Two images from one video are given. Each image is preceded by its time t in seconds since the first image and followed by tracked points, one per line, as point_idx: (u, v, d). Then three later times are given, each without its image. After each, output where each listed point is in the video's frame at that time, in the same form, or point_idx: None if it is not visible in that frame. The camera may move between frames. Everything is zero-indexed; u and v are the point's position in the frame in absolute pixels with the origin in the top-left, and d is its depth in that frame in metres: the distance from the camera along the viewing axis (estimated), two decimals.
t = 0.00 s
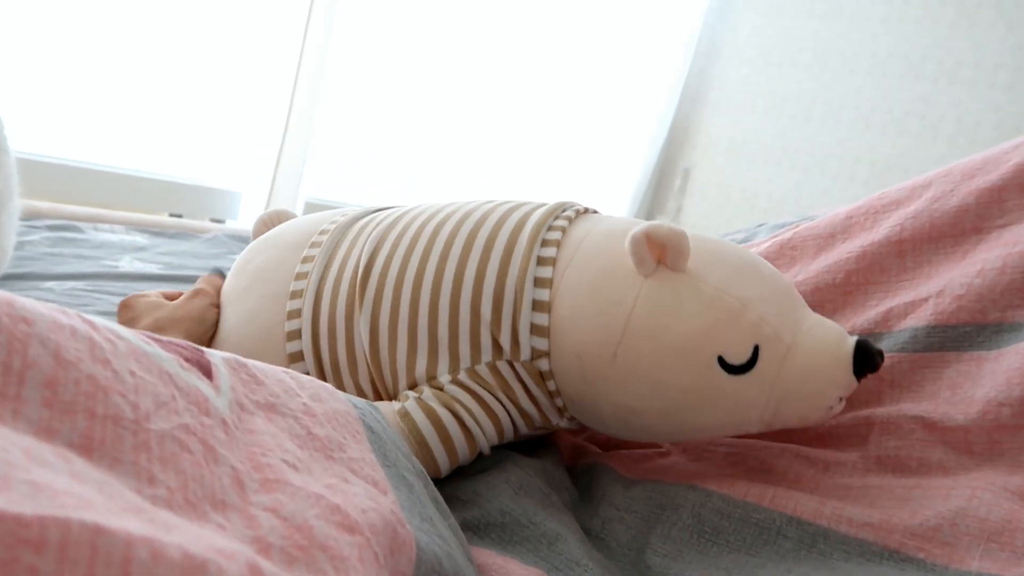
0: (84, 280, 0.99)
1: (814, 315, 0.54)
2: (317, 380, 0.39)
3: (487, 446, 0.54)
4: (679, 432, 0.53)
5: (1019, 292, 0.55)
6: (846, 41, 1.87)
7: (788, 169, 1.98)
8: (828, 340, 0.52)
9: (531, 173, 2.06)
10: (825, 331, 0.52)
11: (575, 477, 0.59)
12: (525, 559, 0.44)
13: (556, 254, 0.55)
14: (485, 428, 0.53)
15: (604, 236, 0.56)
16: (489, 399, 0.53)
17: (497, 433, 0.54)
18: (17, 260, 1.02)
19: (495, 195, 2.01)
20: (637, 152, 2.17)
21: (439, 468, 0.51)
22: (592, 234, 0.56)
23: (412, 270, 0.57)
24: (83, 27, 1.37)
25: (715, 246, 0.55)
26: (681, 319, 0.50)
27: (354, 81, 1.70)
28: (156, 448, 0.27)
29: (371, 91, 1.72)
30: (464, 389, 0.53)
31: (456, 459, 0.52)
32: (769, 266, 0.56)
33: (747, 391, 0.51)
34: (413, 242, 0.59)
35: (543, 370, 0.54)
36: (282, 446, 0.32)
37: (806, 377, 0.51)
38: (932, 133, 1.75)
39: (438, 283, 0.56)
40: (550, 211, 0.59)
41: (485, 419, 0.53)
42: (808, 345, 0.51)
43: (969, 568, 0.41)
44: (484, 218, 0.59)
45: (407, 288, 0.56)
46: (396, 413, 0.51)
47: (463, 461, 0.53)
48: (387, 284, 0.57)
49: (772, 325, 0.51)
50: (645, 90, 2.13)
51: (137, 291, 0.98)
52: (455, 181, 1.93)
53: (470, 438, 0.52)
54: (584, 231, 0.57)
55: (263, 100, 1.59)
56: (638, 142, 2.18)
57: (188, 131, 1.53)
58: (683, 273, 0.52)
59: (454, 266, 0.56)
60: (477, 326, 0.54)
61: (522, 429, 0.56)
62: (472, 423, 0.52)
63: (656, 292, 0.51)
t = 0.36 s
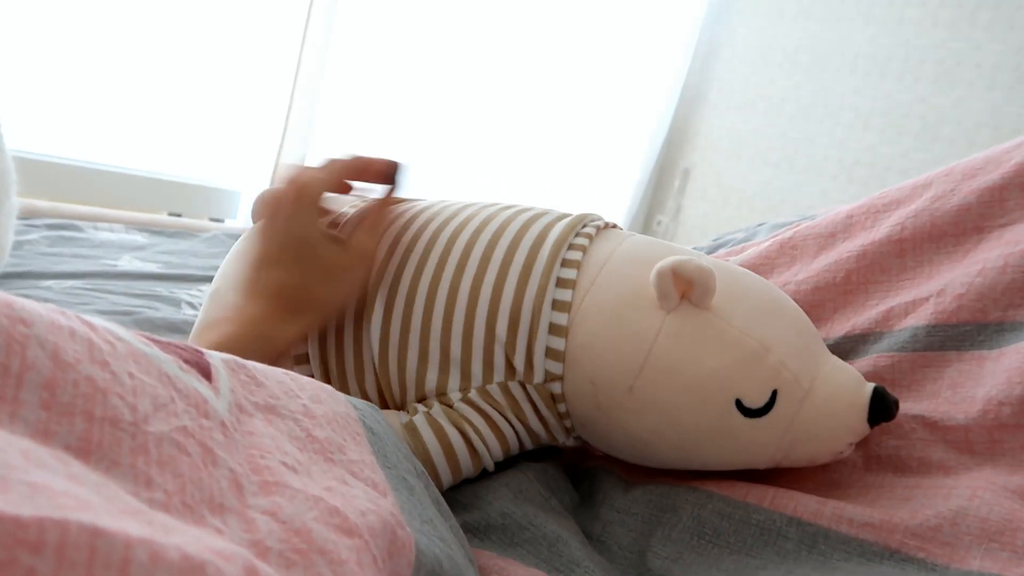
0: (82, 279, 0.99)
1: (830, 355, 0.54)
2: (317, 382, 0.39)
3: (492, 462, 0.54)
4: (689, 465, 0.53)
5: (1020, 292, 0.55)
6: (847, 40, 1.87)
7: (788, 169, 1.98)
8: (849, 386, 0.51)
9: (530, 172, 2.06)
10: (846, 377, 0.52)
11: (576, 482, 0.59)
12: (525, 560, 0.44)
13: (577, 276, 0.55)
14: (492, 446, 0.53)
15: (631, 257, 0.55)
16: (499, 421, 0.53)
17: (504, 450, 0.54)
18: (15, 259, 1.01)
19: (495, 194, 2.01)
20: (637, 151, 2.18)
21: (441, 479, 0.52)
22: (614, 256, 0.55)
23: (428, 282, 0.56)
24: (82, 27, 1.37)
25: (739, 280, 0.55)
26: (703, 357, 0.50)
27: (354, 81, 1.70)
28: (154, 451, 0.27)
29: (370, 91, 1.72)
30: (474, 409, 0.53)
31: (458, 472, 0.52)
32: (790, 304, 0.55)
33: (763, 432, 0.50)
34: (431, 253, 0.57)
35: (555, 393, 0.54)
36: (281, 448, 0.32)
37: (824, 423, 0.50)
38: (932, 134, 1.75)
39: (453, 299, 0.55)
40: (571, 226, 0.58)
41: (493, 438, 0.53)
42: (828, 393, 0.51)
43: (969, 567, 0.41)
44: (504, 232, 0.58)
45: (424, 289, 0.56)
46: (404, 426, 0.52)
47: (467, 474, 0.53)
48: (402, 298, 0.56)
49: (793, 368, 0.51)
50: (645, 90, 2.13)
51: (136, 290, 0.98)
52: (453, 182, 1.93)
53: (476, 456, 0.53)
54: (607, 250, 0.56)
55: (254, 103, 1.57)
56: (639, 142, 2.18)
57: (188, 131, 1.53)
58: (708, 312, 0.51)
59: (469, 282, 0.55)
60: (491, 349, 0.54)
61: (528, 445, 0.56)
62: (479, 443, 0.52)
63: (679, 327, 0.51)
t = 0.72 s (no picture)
0: (82, 275, 0.99)
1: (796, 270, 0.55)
2: (317, 373, 0.39)
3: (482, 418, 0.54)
4: (671, 388, 0.52)
5: (1020, 287, 0.55)
6: (847, 38, 1.86)
7: (787, 168, 1.98)
8: (812, 286, 0.52)
9: (530, 171, 2.06)
10: (808, 279, 0.53)
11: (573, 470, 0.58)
12: (524, 551, 0.44)
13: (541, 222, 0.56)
14: (479, 395, 0.53)
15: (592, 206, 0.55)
16: (484, 368, 0.53)
17: (493, 405, 0.54)
18: (15, 254, 1.01)
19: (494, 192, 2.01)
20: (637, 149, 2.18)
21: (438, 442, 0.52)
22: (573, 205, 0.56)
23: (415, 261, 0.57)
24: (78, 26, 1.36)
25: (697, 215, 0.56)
26: (664, 270, 0.50)
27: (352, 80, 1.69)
28: (154, 443, 0.27)
29: (367, 90, 1.72)
30: (456, 357, 0.53)
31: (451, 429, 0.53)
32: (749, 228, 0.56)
33: (733, 336, 0.50)
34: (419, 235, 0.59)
35: (532, 334, 0.53)
36: (281, 440, 0.32)
37: (793, 320, 0.51)
38: (931, 131, 1.72)
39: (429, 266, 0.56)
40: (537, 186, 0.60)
41: (478, 385, 0.53)
42: (788, 298, 0.52)
43: (968, 563, 0.41)
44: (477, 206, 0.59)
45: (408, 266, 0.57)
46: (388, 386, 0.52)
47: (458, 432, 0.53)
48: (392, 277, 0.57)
49: (754, 273, 0.51)
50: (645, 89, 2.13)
51: (137, 286, 0.98)
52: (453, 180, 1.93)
53: (464, 407, 0.53)
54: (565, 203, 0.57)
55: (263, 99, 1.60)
56: (638, 140, 2.18)
57: (187, 130, 1.53)
58: (663, 229, 0.52)
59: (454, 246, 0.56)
60: (466, 299, 0.54)
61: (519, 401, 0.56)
62: (464, 388, 0.52)
63: (639, 248, 0.51)
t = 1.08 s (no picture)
0: (81, 273, 0.99)
1: (837, 371, 0.53)
2: (319, 376, 0.39)
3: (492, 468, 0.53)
4: (688, 479, 0.52)
5: (1020, 285, 0.55)
6: (845, 37, 1.86)
7: (787, 166, 1.98)
8: (852, 399, 0.51)
9: (530, 170, 2.06)
10: (848, 390, 0.51)
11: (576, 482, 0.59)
12: (524, 555, 0.44)
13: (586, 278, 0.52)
14: (493, 455, 0.53)
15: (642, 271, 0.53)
16: (500, 429, 0.53)
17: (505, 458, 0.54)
18: (13, 253, 1.01)
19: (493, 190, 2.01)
20: (637, 148, 2.18)
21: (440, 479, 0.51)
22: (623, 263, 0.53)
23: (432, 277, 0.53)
24: (79, 24, 1.36)
25: (743, 293, 0.53)
26: (705, 374, 0.48)
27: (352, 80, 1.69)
28: (153, 448, 0.27)
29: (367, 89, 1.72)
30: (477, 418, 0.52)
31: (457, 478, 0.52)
32: (793, 315, 0.54)
33: (766, 448, 0.49)
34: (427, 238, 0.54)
35: (556, 403, 0.53)
36: (283, 443, 0.32)
37: (827, 437, 0.49)
38: (930, 128, 1.71)
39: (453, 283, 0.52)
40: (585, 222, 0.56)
41: (494, 447, 0.52)
42: (828, 409, 0.50)
43: (969, 560, 0.41)
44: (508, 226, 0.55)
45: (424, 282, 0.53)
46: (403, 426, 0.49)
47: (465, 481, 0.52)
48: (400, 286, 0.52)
49: (796, 385, 0.50)
50: (645, 88, 2.13)
51: (137, 285, 0.97)
52: (452, 178, 1.92)
53: (477, 466, 0.52)
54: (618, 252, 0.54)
55: (263, 97, 1.60)
56: (638, 139, 2.18)
57: (188, 130, 1.54)
58: (710, 326, 0.50)
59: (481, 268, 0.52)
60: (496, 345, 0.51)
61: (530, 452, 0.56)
62: (480, 453, 0.52)
63: (681, 343, 0.49)
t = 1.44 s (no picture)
0: (80, 269, 0.99)
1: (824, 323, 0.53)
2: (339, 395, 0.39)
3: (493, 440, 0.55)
4: (686, 433, 0.52)
5: (1021, 283, 0.55)
6: (845, 34, 1.86)
7: (787, 164, 1.98)
8: (839, 347, 0.51)
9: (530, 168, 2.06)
10: (836, 339, 0.52)
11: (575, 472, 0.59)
12: (522, 556, 0.45)
13: (568, 251, 0.54)
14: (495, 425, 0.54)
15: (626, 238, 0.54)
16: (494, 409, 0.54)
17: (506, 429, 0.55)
18: (12, 249, 1.01)
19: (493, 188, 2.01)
20: (636, 145, 2.18)
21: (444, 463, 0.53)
22: (605, 232, 0.55)
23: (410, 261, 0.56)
24: (78, 18, 1.36)
25: (728, 250, 0.54)
26: (692, 324, 0.49)
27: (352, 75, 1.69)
28: (186, 448, 0.27)
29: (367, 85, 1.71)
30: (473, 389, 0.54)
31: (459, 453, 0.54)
32: (785, 279, 0.54)
33: (756, 397, 0.50)
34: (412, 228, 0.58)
35: (550, 368, 0.54)
36: (308, 451, 0.32)
37: (818, 384, 0.50)
38: (930, 125, 1.70)
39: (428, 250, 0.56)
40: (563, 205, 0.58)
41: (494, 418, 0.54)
42: (818, 355, 0.50)
43: (970, 559, 0.41)
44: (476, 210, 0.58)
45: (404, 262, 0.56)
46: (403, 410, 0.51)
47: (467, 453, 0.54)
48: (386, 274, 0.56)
49: (783, 332, 0.50)
50: (645, 85, 2.13)
51: (135, 280, 0.97)
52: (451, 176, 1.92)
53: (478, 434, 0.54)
54: (598, 226, 0.56)
55: (261, 92, 1.59)
56: (638, 136, 2.18)
57: (188, 127, 1.53)
58: (696, 278, 0.51)
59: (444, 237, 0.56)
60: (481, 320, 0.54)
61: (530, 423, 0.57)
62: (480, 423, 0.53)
63: (668, 296, 0.50)
